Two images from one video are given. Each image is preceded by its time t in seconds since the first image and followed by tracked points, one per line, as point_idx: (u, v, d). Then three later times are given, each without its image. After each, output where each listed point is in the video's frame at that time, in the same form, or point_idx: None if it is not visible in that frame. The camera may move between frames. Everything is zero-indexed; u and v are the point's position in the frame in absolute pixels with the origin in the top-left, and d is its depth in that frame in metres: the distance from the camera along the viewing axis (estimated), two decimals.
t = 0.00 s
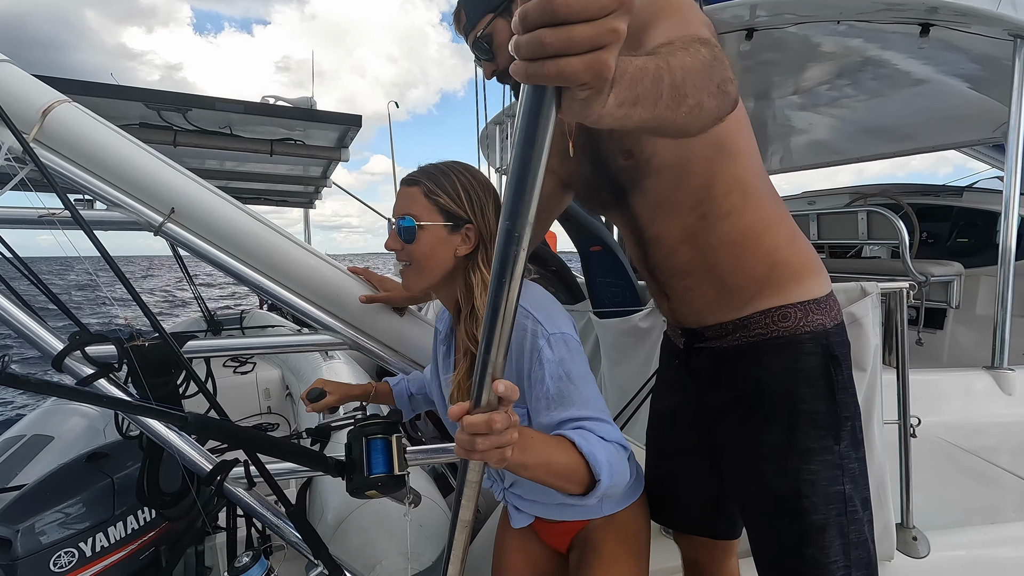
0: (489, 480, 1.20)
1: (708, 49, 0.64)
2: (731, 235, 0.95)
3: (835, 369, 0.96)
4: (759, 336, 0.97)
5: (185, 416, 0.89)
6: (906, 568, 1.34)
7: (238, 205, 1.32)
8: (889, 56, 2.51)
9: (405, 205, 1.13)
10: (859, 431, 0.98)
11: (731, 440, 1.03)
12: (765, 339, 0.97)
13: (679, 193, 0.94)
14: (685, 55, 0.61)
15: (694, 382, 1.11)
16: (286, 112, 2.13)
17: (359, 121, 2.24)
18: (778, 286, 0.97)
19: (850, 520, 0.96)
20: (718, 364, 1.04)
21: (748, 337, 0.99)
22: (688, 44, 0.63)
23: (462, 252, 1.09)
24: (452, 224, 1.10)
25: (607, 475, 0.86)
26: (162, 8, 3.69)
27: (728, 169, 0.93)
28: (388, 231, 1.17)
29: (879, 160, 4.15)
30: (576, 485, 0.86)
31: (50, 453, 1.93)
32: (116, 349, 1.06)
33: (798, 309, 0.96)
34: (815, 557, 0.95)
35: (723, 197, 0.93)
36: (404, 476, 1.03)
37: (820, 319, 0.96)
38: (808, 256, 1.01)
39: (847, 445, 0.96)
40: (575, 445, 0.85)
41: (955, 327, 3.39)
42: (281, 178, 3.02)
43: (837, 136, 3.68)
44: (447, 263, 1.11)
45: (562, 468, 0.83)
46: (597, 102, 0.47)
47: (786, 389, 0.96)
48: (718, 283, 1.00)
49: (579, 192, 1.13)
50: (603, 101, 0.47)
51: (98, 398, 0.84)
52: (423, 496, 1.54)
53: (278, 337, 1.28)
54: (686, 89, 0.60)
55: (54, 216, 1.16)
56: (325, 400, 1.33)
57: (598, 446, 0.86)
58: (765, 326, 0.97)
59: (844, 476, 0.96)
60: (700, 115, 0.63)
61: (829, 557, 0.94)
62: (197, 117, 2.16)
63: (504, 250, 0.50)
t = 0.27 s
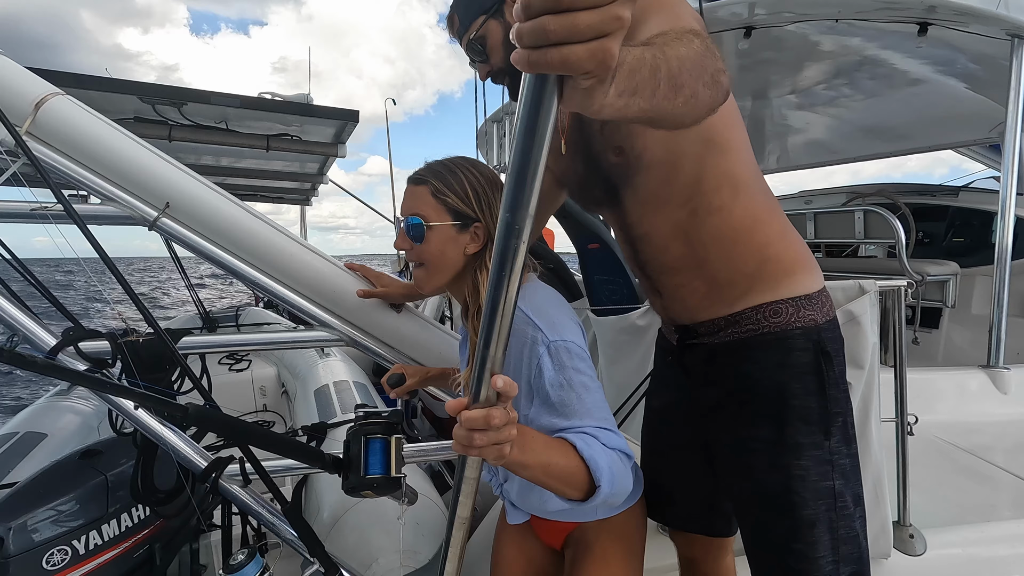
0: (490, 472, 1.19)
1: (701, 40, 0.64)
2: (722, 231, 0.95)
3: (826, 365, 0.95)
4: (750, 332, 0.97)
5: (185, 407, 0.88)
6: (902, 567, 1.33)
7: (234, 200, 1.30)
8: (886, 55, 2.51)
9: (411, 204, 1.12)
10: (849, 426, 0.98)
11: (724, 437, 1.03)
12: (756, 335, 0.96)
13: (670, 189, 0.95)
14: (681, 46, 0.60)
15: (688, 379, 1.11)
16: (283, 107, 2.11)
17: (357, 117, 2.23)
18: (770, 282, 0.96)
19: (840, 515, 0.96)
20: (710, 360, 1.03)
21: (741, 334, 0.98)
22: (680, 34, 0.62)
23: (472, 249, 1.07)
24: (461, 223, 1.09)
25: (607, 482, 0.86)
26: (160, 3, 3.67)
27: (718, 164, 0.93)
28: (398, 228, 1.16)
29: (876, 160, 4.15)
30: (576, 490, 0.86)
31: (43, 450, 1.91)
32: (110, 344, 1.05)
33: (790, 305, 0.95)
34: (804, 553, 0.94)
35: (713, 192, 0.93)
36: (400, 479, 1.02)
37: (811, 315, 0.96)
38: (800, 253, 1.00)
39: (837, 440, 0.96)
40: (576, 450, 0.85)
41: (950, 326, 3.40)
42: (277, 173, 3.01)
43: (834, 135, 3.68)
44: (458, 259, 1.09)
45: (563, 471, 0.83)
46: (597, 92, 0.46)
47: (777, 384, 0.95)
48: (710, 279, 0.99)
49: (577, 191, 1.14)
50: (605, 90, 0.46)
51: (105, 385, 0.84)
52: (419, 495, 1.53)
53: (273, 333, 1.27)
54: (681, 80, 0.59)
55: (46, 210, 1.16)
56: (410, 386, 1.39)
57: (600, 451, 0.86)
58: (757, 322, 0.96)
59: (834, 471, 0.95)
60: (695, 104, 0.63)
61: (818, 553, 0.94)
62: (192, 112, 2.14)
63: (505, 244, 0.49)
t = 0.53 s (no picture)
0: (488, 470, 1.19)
1: (695, 37, 0.64)
2: (721, 229, 0.95)
3: (828, 360, 0.96)
4: (752, 329, 0.97)
5: (182, 407, 0.90)
6: (898, 563, 1.34)
7: (228, 200, 1.30)
8: (880, 55, 2.53)
9: (418, 196, 1.11)
10: (853, 420, 0.97)
11: (726, 434, 1.03)
12: (759, 331, 0.96)
13: (668, 189, 0.95)
14: (675, 42, 0.60)
15: (690, 376, 1.11)
16: (278, 107, 2.11)
17: (351, 116, 2.22)
18: (771, 279, 0.97)
19: (845, 509, 0.96)
20: (712, 358, 1.04)
21: (744, 330, 0.98)
22: (676, 31, 0.62)
23: (478, 243, 1.07)
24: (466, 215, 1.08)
25: (603, 480, 0.85)
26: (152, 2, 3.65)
27: (715, 163, 0.93)
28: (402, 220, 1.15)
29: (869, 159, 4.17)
30: (571, 487, 0.85)
31: (37, 453, 1.90)
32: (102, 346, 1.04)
33: (791, 302, 0.95)
34: (810, 548, 0.94)
35: (711, 191, 0.93)
36: (399, 473, 1.02)
37: (814, 311, 0.96)
38: (800, 248, 1.00)
39: (841, 435, 0.96)
40: (573, 448, 0.84)
41: (944, 324, 3.43)
42: (272, 174, 2.99)
43: (829, 134, 3.70)
44: (464, 253, 1.09)
45: (558, 469, 0.82)
46: (596, 89, 0.46)
47: (779, 380, 0.95)
48: (711, 278, 0.99)
49: (572, 195, 1.13)
50: (602, 88, 0.46)
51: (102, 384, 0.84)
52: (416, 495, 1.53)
53: (269, 333, 1.27)
54: (677, 75, 0.59)
55: (38, 210, 1.15)
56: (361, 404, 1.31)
57: (596, 450, 0.86)
58: (760, 318, 0.96)
59: (837, 465, 0.95)
60: (692, 101, 0.63)
61: (821, 547, 0.94)
62: (185, 112, 2.13)
63: (501, 243, 0.49)
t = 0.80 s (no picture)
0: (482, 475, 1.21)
1: (678, 49, 0.64)
2: (718, 232, 0.96)
3: (828, 360, 0.96)
4: (751, 331, 0.98)
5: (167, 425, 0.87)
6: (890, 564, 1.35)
7: (219, 208, 1.30)
8: (870, 57, 2.54)
9: (407, 204, 1.11)
10: (853, 419, 0.98)
11: (727, 436, 1.04)
12: (758, 333, 0.97)
13: (665, 195, 0.95)
14: (657, 54, 0.61)
15: (690, 380, 1.12)
16: (270, 114, 2.11)
17: (343, 122, 2.22)
18: (769, 280, 0.98)
19: (846, 507, 0.97)
20: (712, 361, 1.04)
21: (743, 333, 0.99)
22: (656, 45, 0.63)
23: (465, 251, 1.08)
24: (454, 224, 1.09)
25: (589, 483, 0.86)
26: (144, 8, 3.64)
27: (709, 169, 0.95)
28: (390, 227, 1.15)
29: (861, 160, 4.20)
30: (558, 492, 0.85)
31: (29, 462, 1.89)
32: (93, 356, 1.04)
33: (788, 303, 0.96)
34: (815, 547, 0.95)
35: (708, 194, 0.95)
36: (388, 486, 1.02)
37: (811, 312, 0.97)
38: (794, 249, 1.02)
39: (843, 434, 0.97)
40: (558, 453, 0.85)
41: (936, 324, 3.45)
42: (266, 179, 2.99)
43: (821, 135, 3.72)
44: (451, 262, 1.10)
45: (545, 475, 0.83)
46: (577, 105, 0.46)
47: (780, 382, 0.96)
48: (710, 282, 1.00)
49: (558, 207, 1.12)
50: (581, 104, 0.47)
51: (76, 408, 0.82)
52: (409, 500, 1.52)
53: (261, 342, 1.27)
54: (660, 87, 0.59)
55: (26, 220, 1.14)
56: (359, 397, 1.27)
57: (581, 454, 0.86)
58: (758, 321, 0.97)
59: (840, 465, 0.96)
60: (674, 113, 0.63)
61: (824, 546, 0.95)
62: (177, 119, 2.12)
63: (485, 257, 0.49)
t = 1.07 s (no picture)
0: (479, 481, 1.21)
1: (687, 56, 0.65)
2: (720, 235, 0.97)
3: (830, 358, 0.97)
4: (757, 332, 0.98)
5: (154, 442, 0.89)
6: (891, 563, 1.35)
7: (216, 214, 1.29)
8: (865, 57, 2.55)
9: (406, 207, 1.11)
10: (855, 415, 0.99)
11: (729, 439, 1.04)
12: (763, 335, 0.97)
13: (669, 197, 0.95)
14: (658, 60, 0.61)
15: (690, 383, 1.12)
16: (266, 119, 2.11)
17: (339, 127, 2.22)
18: (772, 281, 0.98)
19: (852, 504, 0.97)
20: (714, 365, 1.04)
21: (748, 335, 0.98)
22: (666, 52, 0.64)
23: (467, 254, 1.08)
24: (455, 226, 1.09)
25: (589, 496, 0.86)
26: (139, 13, 3.63)
27: (711, 171, 0.96)
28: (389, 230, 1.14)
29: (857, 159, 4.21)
30: (559, 503, 0.86)
31: (26, 471, 1.88)
32: (90, 365, 1.03)
33: (792, 304, 0.97)
34: (823, 546, 0.95)
35: (711, 197, 0.95)
36: (388, 495, 1.01)
37: (813, 311, 0.98)
38: (793, 251, 1.03)
39: (846, 432, 0.97)
40: (560, 463, 0.85)
41: (933, 322, 3.46)
42: (262, 183, 2.99)
43: (817, 135, 3.73)
44: (452, 266, 1.10)
45: (547, 485, 0.83)
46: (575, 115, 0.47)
47: (784, 383, 0.96)
48: (711, 285, 1.00)
49: (556, 210, 1.11)
50: (579, 113, 0.47)
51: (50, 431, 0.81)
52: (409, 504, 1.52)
53: (258, 348, 1.26)
54: (664, 94, 0.59)
55: (20, 229, 1.14)
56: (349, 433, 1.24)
57: (584, 466, 0.86)
58: (763, 322, 0.97)
59: (846, 462, 0.97)
60: (682, 122, 0.62)
61: (833, 544, 0.95)
62: (172, 124, 2.12)
63: (483, 265, 0.49)
